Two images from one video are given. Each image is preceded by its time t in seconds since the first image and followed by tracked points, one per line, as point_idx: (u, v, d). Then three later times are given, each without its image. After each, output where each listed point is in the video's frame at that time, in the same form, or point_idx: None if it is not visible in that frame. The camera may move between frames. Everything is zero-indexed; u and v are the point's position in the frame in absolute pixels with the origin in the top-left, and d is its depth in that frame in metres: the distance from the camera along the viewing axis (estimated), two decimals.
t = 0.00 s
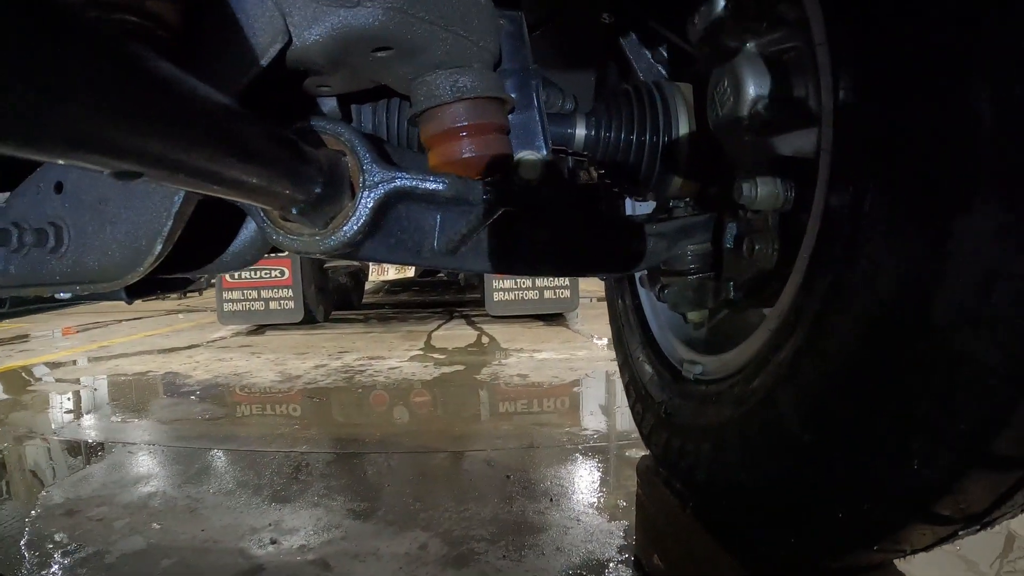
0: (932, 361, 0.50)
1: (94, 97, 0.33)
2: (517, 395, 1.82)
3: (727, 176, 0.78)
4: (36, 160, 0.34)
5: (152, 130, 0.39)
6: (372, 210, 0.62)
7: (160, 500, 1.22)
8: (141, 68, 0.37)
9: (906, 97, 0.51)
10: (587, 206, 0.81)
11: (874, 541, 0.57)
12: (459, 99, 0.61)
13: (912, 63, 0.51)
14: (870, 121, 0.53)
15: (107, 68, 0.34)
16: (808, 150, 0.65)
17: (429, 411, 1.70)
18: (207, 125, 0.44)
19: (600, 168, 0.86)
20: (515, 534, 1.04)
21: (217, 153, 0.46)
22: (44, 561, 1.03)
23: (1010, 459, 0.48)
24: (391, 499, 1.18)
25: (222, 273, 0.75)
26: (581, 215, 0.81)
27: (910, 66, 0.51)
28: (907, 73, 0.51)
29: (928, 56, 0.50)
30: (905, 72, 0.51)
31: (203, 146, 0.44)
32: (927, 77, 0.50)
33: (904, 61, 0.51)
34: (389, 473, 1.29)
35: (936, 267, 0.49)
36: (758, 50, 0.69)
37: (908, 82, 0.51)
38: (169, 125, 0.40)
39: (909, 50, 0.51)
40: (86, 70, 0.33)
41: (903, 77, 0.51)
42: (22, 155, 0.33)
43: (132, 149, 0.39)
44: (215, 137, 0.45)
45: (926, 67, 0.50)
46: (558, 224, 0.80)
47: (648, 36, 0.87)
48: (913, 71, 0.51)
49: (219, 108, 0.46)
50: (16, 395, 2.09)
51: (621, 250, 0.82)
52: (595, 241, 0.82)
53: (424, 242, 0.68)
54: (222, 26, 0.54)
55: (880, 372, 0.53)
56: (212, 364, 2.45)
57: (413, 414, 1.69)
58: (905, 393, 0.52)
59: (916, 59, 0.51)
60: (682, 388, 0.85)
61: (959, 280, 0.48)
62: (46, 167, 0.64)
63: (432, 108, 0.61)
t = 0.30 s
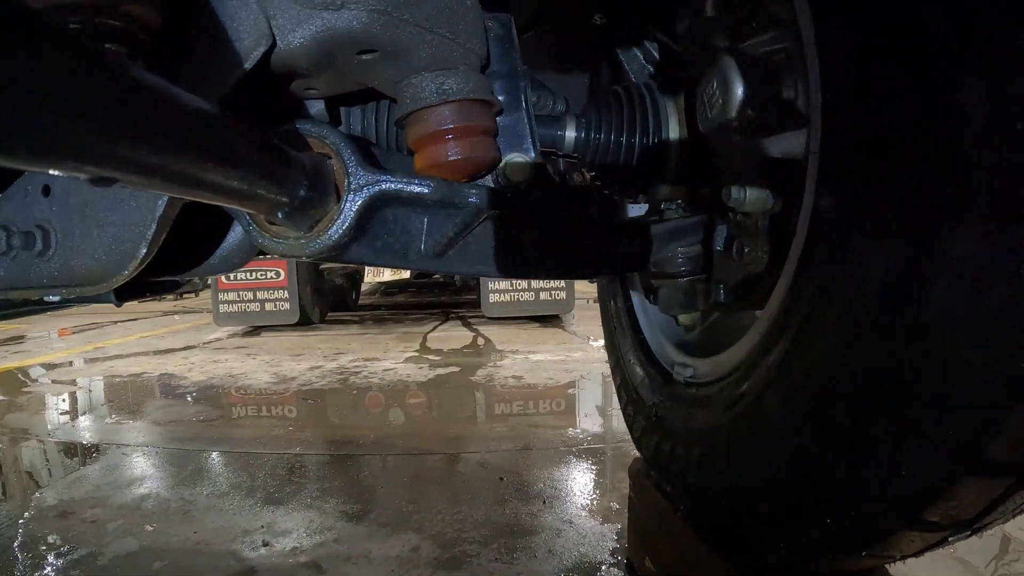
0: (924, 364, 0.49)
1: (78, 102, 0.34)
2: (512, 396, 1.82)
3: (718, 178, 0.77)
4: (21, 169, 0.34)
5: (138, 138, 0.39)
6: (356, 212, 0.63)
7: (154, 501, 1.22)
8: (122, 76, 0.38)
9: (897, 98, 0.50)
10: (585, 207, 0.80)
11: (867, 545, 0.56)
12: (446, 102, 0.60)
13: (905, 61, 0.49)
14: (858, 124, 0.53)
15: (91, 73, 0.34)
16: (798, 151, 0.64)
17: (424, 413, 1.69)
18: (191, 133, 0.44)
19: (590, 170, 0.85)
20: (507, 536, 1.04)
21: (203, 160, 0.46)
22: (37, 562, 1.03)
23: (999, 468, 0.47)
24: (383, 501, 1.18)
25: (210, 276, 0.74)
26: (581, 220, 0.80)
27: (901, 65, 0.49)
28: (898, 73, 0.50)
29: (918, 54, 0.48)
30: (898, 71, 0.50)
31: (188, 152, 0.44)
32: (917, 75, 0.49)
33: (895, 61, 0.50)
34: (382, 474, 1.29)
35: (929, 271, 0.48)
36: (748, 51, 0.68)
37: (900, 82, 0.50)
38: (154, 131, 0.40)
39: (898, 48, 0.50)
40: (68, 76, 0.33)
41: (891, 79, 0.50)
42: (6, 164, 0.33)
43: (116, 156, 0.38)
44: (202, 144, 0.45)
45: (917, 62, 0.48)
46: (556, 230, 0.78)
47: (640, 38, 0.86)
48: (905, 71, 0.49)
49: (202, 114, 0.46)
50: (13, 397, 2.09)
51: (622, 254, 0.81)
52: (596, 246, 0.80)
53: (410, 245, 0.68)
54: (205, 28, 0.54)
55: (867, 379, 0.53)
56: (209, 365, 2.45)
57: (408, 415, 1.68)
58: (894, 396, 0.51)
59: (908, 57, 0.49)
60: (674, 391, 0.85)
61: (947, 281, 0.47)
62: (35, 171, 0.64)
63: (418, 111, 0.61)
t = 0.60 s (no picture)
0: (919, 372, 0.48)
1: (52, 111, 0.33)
2: (507, 399, 1.82)
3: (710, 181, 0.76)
4: None
5: (118, 145, 0.39)
6: (342, 217, 0.62)
7: (146, 504, 1.22)
8: (101, 83, 0.37)
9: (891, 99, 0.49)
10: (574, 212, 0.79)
11: (857, 553, 0.55)
12: (432, 105, 0.60)
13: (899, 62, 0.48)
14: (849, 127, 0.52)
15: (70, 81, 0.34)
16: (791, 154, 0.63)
17: (419, 416, 1.69)
18: (169, 138, 0.43)
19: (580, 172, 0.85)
20: (499, 540, 1.04)
21: (183, 166, 0.45)
22: (28, 565, 1.02)
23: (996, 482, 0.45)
24: (376, 505, 1.17)
25: (197, 281, 0.74)
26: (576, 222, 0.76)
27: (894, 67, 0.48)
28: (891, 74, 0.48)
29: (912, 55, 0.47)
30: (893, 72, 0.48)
31: (168, 158, 0.43)
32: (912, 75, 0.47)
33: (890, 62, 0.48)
34: (375, 477, 1.29)
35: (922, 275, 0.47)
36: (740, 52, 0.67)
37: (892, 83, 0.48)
38: (135, 139, 0.40)
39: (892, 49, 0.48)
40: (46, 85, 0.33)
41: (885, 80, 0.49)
42: None
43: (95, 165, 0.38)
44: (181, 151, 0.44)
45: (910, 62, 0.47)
46: (550, 233, 0.75)
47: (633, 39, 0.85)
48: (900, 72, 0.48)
49: (181, 119, 0.45)
50: (9, 398, 2.09)
51: (617, 257, 0.78)
52: (593, 250, 0.76)
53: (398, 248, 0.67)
54: (189, 31, 0.53)
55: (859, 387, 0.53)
56: (205, 367, 2.45)
57: (403, 418, 1.68)
58: (887, 403, 0.50)
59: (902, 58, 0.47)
60: (666, 395, 0.84)
61: (943, 287, 0.46)
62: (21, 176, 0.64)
63: (405, 113, 0.61)
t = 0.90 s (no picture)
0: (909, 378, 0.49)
1: (55, 124, 0.34)
2: (505, 401, 1.82)
3: (706, 186, 0.77)
4: None
5: (117, 154, 0.39)
6: (342, 222, 0.63)
7: (144, 506, 1.22)
8: (99, 91, 0.38)
9: (885, 108, 0.49)
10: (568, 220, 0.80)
11: (848, 557, 0.55)
12: (433, 112, 0.61)
13: (894, 72, 0.48)
14: (840, 136, 0.53)
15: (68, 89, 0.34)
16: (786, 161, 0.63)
17: (417, 418, 1.69)
18: (169, 146, 0.44)
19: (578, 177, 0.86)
20: (496, 542, 1.04)
21: (182, 173, 0.45)
22: (27, 567, 1.03)
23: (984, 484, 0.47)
24: (374, 507, 1.18)
25: (197, 286, 0.74)
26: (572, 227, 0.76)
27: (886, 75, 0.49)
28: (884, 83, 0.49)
29: (905, 65, 0.47)
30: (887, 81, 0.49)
31: (166, 166, 0.44)
32: (903, 85, 0.47)
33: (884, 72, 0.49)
34: (372, 479, 1.30)
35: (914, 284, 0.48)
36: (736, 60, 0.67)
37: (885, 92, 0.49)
38: (135, 148, 0.40)
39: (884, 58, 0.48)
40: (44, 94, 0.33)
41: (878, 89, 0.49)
42: None
43: (99, 175, 0.39)
44: (182, 160, 0.45)
45: (904, 73, 0.47)
46: (547, 239, 0.75)
47: (630, 44, 0.85)
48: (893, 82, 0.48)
49: (179, 127, 0.45)
50: (6, 400, 2.08)
51: (614, 262, 0.78)
52: (587, 257, 0.77)
53: (398, 253, 0.67)
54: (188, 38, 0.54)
55: (849, 393, 0.53)
56: (202, 368, 2.45)
57: (401, 420, 1.68)
58: (877, 408, 0.51)
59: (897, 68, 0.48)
60: (663, 398, 0.85)
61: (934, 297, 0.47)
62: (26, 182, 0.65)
63: (404, 120, 0.61)
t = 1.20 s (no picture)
0: (903, 382, 0.49)
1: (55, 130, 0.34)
2: (503, 403, 1.82)
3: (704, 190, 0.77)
4: None
5: (119, 159, 0.39)
6: (341, 227, 0.63)
7: (143, 508, 1.22)
8: (99, 96, 0.38)
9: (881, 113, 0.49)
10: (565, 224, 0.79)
11: (845, 559, 0.56)
12: (431, 118, 0.61)
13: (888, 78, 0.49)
14: (835, 142, 0.53)
15: (70, 92, 0.35)
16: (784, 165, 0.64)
17: (415, 420, 1.70)
18: (170, 151, 0.44)
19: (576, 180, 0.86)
20: (494, 545, 1.04)
21: (183, 179, 0.46)
22: (26, 568, 1.03)
23: (980, 486, 0.48)
24: (372, 509, 1.18)
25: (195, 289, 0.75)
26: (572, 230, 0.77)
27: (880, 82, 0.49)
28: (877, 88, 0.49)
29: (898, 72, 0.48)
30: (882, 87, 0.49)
31: (167, 170, 0.44)
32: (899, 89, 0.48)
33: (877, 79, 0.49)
34: (370, 482, 1.30)
35: (910, 288, 0.49)
36: (734, 64, 0.68)
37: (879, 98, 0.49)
38: (136, 153, 0.41)
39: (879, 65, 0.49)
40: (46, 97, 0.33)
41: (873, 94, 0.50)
42: None
43: (99, 181, 0.39)
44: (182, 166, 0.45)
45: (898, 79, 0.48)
46: (545, 242, 0.75)
47: (628, 48, 0.86)
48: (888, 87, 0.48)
49: (181, 133, 0.46)
50: (3, 401, 2.08)
51: (612, 265, 0.79)
52: (585, 260, 0.77)
53: (397, 257, 0.67)
54: (189, 42, 0.54)
55: (842, 399, 0.54)
56: (200, 370, 2.45)
57: (399, 422, 1.68)
58: (871, 411, 0.52)
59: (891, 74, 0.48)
60: (661, 400, 0.86)
61: (929, 301, 0.48)
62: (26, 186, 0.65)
63: (403, 125, 0.62)
